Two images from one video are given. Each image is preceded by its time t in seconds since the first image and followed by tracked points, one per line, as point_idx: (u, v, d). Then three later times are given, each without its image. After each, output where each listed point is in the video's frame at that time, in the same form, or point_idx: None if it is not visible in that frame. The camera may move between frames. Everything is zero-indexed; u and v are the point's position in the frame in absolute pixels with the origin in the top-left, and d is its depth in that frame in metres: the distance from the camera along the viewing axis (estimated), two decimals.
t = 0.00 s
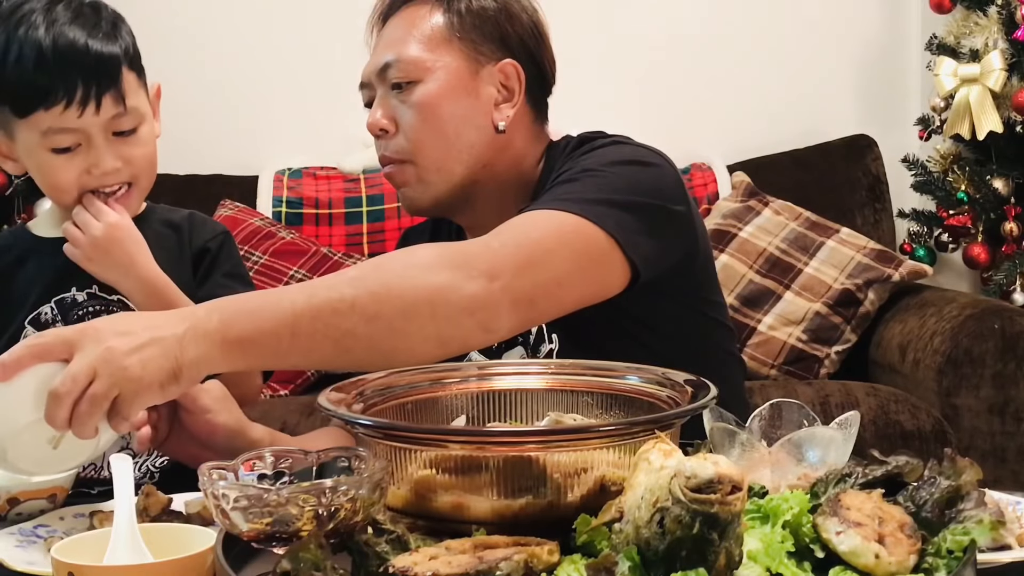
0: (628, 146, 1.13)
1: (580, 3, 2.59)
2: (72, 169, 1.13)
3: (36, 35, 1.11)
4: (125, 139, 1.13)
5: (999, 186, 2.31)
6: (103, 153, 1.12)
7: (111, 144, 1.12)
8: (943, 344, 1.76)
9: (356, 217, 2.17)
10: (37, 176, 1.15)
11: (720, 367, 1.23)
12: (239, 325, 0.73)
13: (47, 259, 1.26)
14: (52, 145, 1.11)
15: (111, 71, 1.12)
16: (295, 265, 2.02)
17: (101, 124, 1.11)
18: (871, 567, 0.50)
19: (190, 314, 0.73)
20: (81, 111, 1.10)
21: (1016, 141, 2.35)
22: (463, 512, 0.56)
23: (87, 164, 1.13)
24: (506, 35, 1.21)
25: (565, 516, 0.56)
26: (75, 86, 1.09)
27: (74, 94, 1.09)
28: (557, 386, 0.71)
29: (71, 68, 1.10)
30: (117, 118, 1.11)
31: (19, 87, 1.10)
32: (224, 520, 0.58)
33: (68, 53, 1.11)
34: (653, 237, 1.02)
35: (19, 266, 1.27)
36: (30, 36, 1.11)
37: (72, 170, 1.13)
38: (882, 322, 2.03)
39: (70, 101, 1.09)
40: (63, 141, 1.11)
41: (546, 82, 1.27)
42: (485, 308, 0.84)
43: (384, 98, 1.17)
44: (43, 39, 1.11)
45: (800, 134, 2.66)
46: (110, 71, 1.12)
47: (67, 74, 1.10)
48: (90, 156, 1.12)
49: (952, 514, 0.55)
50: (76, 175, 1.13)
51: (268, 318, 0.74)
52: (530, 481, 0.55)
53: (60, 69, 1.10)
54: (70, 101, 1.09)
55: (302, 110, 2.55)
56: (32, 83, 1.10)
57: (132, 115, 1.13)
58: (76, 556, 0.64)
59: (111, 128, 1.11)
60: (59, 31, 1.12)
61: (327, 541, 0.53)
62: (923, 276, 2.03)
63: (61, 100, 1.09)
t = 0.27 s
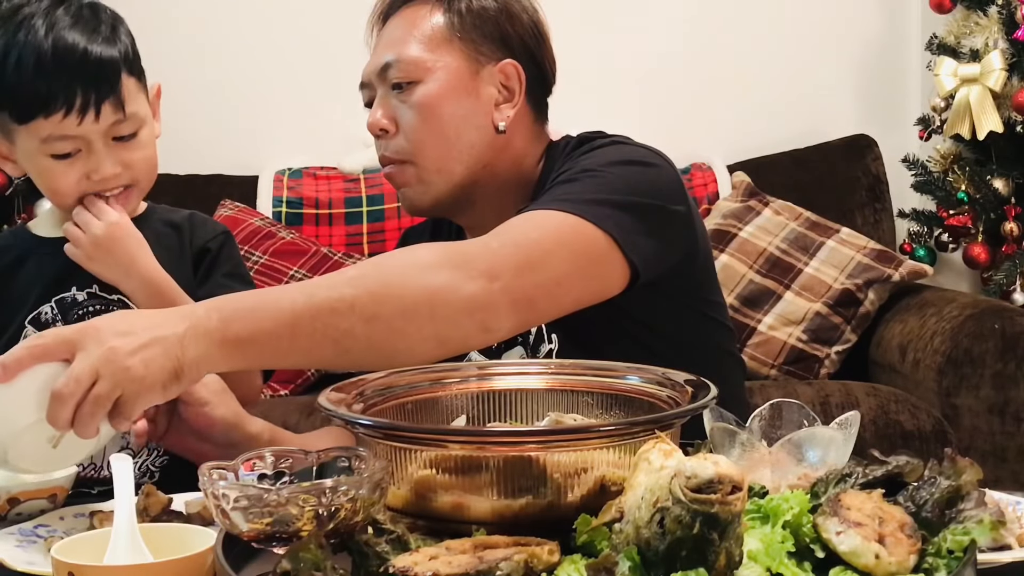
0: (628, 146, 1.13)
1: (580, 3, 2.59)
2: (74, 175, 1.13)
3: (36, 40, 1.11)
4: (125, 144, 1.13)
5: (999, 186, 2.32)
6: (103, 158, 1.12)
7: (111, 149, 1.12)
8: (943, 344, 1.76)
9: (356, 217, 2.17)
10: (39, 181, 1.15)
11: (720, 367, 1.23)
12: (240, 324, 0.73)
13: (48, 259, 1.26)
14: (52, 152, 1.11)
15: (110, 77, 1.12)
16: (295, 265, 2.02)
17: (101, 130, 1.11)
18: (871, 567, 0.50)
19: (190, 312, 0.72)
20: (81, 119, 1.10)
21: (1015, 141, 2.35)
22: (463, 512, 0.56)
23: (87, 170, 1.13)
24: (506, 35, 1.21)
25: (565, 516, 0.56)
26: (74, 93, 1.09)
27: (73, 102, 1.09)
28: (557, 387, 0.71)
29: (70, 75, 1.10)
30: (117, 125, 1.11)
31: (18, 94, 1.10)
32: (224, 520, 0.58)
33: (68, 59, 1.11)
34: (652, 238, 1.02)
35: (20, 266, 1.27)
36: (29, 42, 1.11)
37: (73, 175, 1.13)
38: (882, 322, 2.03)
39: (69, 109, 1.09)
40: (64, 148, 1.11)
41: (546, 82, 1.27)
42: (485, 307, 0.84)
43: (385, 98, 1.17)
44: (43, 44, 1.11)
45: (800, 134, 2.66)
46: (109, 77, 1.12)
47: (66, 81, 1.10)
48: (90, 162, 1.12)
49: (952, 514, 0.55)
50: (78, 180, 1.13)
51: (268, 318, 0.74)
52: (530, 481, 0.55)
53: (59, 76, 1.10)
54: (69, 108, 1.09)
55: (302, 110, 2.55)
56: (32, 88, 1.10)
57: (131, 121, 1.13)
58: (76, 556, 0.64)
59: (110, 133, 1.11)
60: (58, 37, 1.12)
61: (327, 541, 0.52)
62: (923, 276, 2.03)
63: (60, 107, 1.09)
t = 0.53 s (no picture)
0: (628, 146, 1.13)
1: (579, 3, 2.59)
2: (72, 178, 1.13)
3: (34, 43, 1.11)
4: (123, 147, 1.13)
5: (999, 186, 2.32)
6: (100, 161, 1.12)
7: (108, 151, 1.12)
8: (943, 344, 1.76)
9: (356, 216, 2.17)
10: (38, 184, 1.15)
11: (720, 367, 1.23)
12: (241, 324, 0.73)
13: (49, 259, 1.26)
14: (50, 155, 1.11)
15: (108, 80, 1.12)
16: (295, 265, 2.02)
17: (98, 133, 1.10)
18: (871, 567, 0.50)
19: (192, 311, 0.73)
20: (77, 122, 1.09)
21: (1015, 141, 2.35)
22: (463, 512, 0.56)
23: (85, 172, 1.13)
24: (506, 35, 1.21)
25: (565, 516, 0.56)
26: (70, 96, 1.09)
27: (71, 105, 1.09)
28: (557, 386, 0.71)
29: (67, 78, 1.10)
30: (114, 128, 1.11)
31: (16, 97, 1.10)
32: (224, 520, 0.58)
33: (67, 62, 1.11)
34: (653, 238, 1.02)
35: (20, 266, 1.27)
36: (27, 44, 1.11)
37: (71, 178, 1.13)
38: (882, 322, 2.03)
39: (65, 112, 1.09)
40: (61, 151, 1.11)
41: (546, 82, 1.27)
42: (486, 307, 0.84)
43: (385, 98, 1.17)
44: (41, 46, 1.10)
45: (800, 134, 2.66)
46: (105, 80, 1.12)
47: (63, 84, 1.09)
48: (88, 163, 1.12)
49: (952, 514, 0.55)
50: (77, 184, 1.14)
51: (269, 317, 0.74)
52: (530, 481, 0.55)
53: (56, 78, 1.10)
54: (65, 111, 1.09)
55: (302, 110, 2.55)
56: (29, 91, 1.10)
57: (129, 124, 1.13)
58: (76, 556, 0.64)
59: (107, 136, 1.11)
60: (55, 38, 1.11)
61: (326, 541, 0.53)
62: (923, 276, 2.02)
63: (58, 111, 1.09)
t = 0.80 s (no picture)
0: (629, 146, 1.13)
1: (579, 3, 2.59)
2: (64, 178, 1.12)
3: (27, 39, 1.11)
4: (114, 148, 1.13)
5: (999, 186, 2.32)
6: (90, 162, 1.11)
7: (99, 151, 1.12)
8: (943, 344, 1.76)
9: (356, 216, 2.17)
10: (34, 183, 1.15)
11: (720, 367, 1.23)
12: (243, 326, 0.74)
13: (49, 261, 1.26)
14: (41, 154, 1.11)
15: (99, 78, 1.12)
16: (295, 265, 2.02)
17: (90, 132, 1.11)
18: (871, 567, 0.50)
19: (193, 314, 0.73)
20: (67, 120, 1.09)
21: (1015, 141, 2.35)
22: (463, 512, 0.56)
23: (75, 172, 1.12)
24: (506, 35, 1.21)
25: (565, 516, 0.56)
26: (60, 94, 1.09)
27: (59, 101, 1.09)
28: (557, 386, 0.71)
29: (58, 75, 1.10)
30: (105, 127, 1.11)
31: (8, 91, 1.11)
32: (224, 520, 0.58)
33: (59, 59, 1.11)
34: (654, 237, 1.03)
35: (20, 266, 1.27)
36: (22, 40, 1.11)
37: (65, 178, 1.12)
38: (882, 322, 2.03)
39: (54, 109, 1.09)
40: (52, 149, 1.10)
41: (546, 82, 1.27)
42: (487, 308, 0.84)
43: (386, 98, 1.17)
44: (35, 43, 1.11)
45: (800, 134, 2.66)
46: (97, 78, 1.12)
47: (53, 80, 1.10)
48: (78, 163, 1.11)
49: (952, 514, 0.55)
50: (71, 185, 1.13)
51: (269, 318, 0.75)
52: (530, 481, 0.55)
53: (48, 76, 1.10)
54: (54, 108, 1.09)
55: (301, 111, 2.55)
56: (21, 87, 1.10)
57: (121, 124, 1.13)
58: (76, 556, 0.64)
59: (99, 136, 1.11)
60: (49, 35, 1.12)
61: (327, 541, 0.53)
62: (923, 276, 2.02)
63: (47, 107, 1.09)
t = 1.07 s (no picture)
0: (630, 147, 1.13)
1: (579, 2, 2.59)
2: (54, 167, 1.13)
3: (30, 28, 1.12)
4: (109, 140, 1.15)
5: (999, 186, 2.32)
6: (82, 152, 1.13)
7: (93, 143, 1.13)
8: (943, 344, 1.76)
9: (356, 216, 2.17)
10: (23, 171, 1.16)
11: (720, 367, 1.23)
12: (246, 327, 0.74)
13: (50, 262, 1.26)
14: (34, 140, 1.12)
15: (99, 71, 1.13)
16: (295, 265, 2.02)
17: (84, 121, 1.12)
18: (871, 567, 0.50)
19: (195, 316, 0.73)
20: (61, 107, 1.10)
21: (1015, 141, 2.35)
22: (463, 512, 0.56)
23: (67, 162, 1.13)
24: (507, 35, 1.21)
25: (565, 516, 0.56)
26: (56, 82, 1.10)
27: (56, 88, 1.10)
28: (557, 386, 0.71)
29: (55, 64, 1.11)
30: (100, 119, 1.13)
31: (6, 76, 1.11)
32: (224, 520, 0.58)
33: (60, 49, 1.12)
34: (655, 239, 1.03)
35: (21, 267, 1.27)
36: (25, 27, 1.12)
37: (56, 168, 1.14)
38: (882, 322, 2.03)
39: (49, 96, 1.10)
40: (45, 136, 1.11)
41: (547, 83, 1.27)
42: (491, 311, 0.84)
43: (387, 98, 1.17)
44: (38, 31, 1.12)
45: (800, 134, 2.67)
46: (95, 71, 1.13)
47: (51, 69, 1.11)
48: (71, 154, 1.13)
49: (952, 514, 0.55)
50: (61, 175, 1.14)
51: (273, 321, 0.75)
52: (530, 481, 0.55)
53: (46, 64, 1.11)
54: (49, 95, 1.10)
55: (302, 111, 2.55)
56: (18, 74, 1.11)
57: (118, 116, 1.14)
58: (76, 556, 0.64)
59: (94, 127, 1.13)
60: (51, 24, 1.12)
61: (327, 541, 0.53)
62: (923, 276, 2.02)
63: (42, 95, 1.10)
